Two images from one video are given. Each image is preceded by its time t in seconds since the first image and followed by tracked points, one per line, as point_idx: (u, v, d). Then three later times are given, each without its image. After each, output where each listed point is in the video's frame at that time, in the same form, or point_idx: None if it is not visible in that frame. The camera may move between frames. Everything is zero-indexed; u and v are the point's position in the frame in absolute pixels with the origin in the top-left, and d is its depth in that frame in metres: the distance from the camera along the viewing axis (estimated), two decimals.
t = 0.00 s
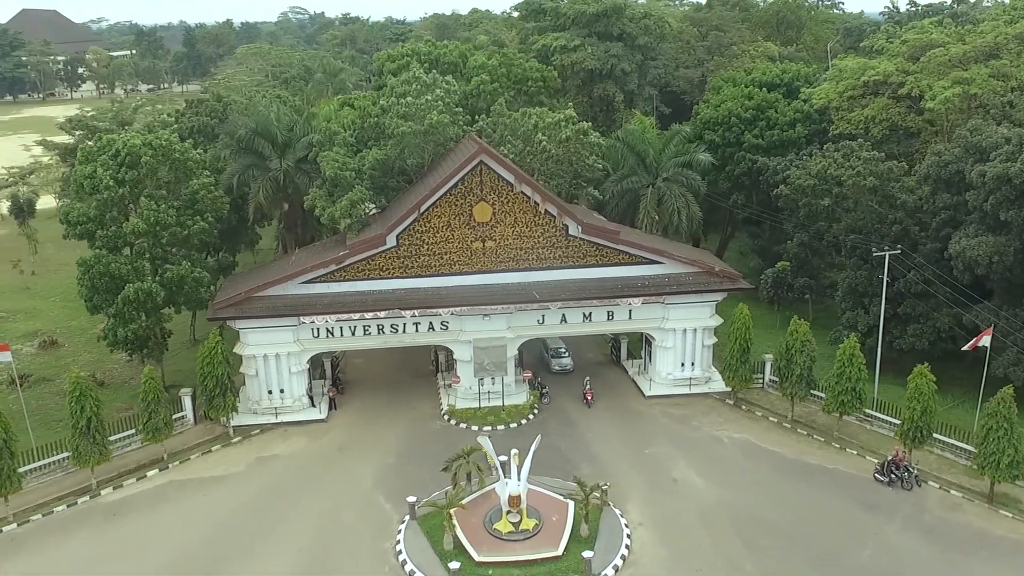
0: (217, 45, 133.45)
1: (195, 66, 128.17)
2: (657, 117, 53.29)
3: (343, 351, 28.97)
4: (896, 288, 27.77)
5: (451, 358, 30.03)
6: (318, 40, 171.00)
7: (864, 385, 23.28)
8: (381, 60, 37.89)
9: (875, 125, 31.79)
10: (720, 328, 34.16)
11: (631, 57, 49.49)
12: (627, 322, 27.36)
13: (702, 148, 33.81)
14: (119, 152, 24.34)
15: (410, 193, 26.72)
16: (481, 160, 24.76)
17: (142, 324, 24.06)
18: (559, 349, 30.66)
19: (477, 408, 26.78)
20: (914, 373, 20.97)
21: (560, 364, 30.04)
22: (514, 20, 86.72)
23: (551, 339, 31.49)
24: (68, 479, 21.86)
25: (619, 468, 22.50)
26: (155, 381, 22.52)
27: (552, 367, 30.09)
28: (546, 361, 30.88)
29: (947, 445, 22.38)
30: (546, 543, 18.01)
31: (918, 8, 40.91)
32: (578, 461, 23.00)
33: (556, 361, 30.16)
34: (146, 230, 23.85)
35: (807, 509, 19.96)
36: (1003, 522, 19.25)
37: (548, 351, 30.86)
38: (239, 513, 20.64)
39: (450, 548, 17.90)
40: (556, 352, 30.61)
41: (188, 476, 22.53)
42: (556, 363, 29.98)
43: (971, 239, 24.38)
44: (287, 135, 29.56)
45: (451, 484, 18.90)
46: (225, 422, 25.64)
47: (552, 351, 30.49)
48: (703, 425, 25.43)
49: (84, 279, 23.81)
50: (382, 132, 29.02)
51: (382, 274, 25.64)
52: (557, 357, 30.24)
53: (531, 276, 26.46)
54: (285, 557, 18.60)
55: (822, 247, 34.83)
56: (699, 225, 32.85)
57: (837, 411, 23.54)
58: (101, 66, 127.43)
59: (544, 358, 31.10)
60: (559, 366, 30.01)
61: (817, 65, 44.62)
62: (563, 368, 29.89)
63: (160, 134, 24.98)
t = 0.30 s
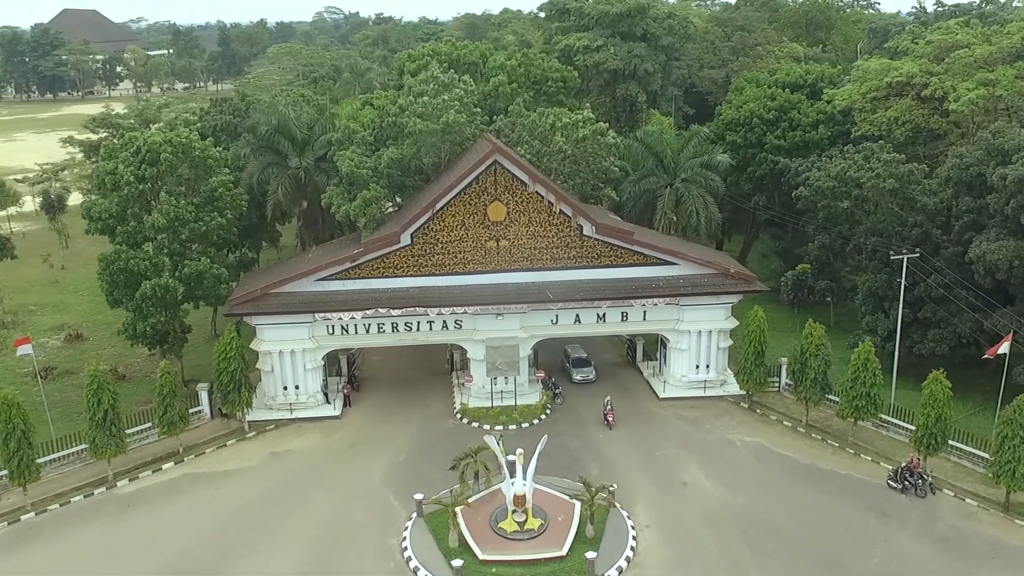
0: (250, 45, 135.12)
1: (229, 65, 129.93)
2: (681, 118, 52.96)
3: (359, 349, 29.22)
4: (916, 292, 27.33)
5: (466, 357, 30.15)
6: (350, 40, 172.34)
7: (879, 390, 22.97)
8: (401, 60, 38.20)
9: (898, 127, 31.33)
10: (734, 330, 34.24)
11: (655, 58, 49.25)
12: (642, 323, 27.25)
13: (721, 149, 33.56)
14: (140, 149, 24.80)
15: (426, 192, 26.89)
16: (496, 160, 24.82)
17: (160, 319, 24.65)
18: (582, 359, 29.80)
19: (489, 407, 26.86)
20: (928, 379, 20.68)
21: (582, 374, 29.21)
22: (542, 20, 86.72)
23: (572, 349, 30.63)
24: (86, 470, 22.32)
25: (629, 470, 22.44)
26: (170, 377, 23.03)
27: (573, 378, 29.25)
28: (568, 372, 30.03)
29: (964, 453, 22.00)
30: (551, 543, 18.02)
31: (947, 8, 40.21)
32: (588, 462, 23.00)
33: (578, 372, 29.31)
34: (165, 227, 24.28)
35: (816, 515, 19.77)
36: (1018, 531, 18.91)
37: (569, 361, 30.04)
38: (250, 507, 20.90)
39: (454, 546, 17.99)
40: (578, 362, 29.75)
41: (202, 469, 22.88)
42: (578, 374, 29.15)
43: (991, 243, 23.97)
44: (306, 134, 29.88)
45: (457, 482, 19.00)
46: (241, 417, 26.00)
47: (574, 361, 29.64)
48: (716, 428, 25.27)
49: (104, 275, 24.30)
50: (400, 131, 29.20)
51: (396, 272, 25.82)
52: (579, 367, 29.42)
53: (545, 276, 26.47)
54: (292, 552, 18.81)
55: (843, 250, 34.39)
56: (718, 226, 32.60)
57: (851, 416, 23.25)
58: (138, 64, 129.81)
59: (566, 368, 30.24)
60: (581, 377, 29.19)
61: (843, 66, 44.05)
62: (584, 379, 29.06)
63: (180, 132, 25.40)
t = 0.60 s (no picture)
0: (280, 44, 136.45)
1: (260, 64, 131.52)
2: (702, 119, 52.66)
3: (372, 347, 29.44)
4: (935, 296, 26.91)
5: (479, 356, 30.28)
6: (379, 39, 173.65)
7: (892, 395, 22.69)
8: (419, 60, 38.55)
9: (918, 129, 30.92)
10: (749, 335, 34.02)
11: (676, 58, 48.99)
12: (654, 325, 27.15)
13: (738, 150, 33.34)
14: (158, 147, 25.22)
15: (440, 192, 27.01)
16: (508, 160, 24.88)
17: (175, 315, 25.04)
18: (602, 369, 28.74)
19: (499, 406, 26.93)
20: (941, 386, 20.36)
21: (602, 385, 28.18)
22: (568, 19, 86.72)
23: (591, 358, 29.57)
24: (100, 462, 22.75)
25: (636, 472, 22.40)
26: (184, 373, 23.43)
27: (592, 388, 28.23)
28: (587, 382, 28.98)
29: (978, 460, 21.68)
30: (553, 543, 18.06)
31: (973, 8, 39.52)
32: (595, 463, 23.01)
33: (598, 382, 28.28)
34: (181, 224, 24.67)
35: (823, 521, 19.59)
36: None
37: (588, 370, 29.07)
38: (259, 502, 21.16)
39: (457, 544, 18.08)
40: (598, 372, 28.69)
41: (213, 464, 23.22)
42: (598, 384, 28.13)
43: (1010, 248, 23.60)
44: (322, 134, 30.18)
45: (462, 481, 19.08)
46: (254, 413, 26.33)
47: (594, 371, 28.60)
48: (727, 431, 25.12)
49: (122, 271, 24.74)
50: (414, 131, 29.36)
51: (408, 271, 25.98)
52: (599, 378, 28.41)
53: (557, 277, 26.47)
54: (298, 547, 19.01)
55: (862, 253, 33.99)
56: (734, 228, 32.37)
57: (863, 421, 22.98)
58: (170, 63, 131.97)
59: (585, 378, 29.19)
60: (600, 388, 28.17)
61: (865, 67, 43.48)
62: (603, 391, 28.06)
63: (198, 130, 25.79)
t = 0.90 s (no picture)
0: (307, 44, 137.67)
1: (288, 64, 132.85)
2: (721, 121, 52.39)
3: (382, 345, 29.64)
4: (949, 301, 26.57)
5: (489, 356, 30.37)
6: (406, 39, 174.76)
7: (900, 401, 22.44)
8: (434, 61, 38.95)
9: (935, 132, 30.55)
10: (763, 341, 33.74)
11: (695, 59, 48.74)
12: (663, 327, 27.07)
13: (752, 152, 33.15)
14: (172, 146, 25.62)
15: (450, 192, 27.14)
16: (517, 161, 24.95)
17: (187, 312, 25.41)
18: (619, 381, 27.68)
19: (507, 406, 27.00)
20: (949, 392, 20.12)
21: (618, 398, 27.13)
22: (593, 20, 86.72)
23: (607, 369, 28.53)
24: (111, 456, 23.15)
25: (640, 474, 22.38)
26: (195, 368, 23.83)
27: (608, 401, 27.19)
28: (602, 394, 27.92)
29: (988, 468, 21.40)
30: (552, 544, 18.10)
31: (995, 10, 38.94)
32: (599, 465, 23.04)
33: (614, 395, 27.22)
34: (193, 222, 25.03)
35: (826, 526, 19.45)
36: None
37: (603, 382, 28.04)
38: (264, 497, 21.42)
39: (457, 543, 18.19)
40: (615, 385, 27.63)
41: (222, 459, 23.53)
42: (614, 397, 27.09)
43: None
44: (335, 134, 30.46)
45: (463, 481, 19.18)
46: (264, 409, 26.64)
47: (610, 384, 27.58)
48: (734, 435, 24.98)
49: (135, 268, 25.16)
50: (426, 131, 29.53)
51: (417, 271, 26.14)
52: (615, 390, 27.38)
53: (565, 278, 26.48)
54: (300, 542, 19.22)
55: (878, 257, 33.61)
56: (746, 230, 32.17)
57: (871, 427, 22.75)
58: (200, 63, 133.74)
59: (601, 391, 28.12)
60: (616, 401, 27.13)
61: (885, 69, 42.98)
62: (619, 403, 27.03)
63: (212, 130, 26.17)
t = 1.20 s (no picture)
0: (335, 43, 138.90)
1: (316, 64, 134.00)
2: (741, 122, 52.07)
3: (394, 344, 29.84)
4: (965, 307, 26.23)
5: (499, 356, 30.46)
6: (433, 39, 175.50)
7: (910, 407, 22.18)
8: (450, 62, 39.19)
9: (953, 134, 30.16)
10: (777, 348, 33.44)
11: (713, 60, 48.46)
12: (672, 330, 26.97)
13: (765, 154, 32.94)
14: (187, 145, 26.01)
15: (460, 192, 27.26)
16: (526, 162, 24.99)
17: (200, 309, 25.80)
18: (636, 394, 26.56)
19: (515, 407, 27.07)
20: (958, 399, 19.92)
21: (635, 411, 26.01)
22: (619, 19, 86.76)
23: (623, 381, 27.44)
24: (124, 450, 23.58)
25: (645, 477, 22.35)
26: (206, 365, 24.02)
27: (624, 414, 26.09)
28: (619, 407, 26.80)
29: (999, 475, 21.10)
30: (552, 545, 18.16)
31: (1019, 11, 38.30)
32: (605, 467, 23.05)
33: (630, 408, 26.10)
34: (206, 220, 25.40)
35: (829, 533, 19.31)
36: None
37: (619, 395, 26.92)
38: (271, 493, 21.69)
39: (457, 542, 18.31)
40: (632, 398, 26.51)
41: (231, 455, 23.86)
42: (630, 409, 26.01)
43: None
44: (349, 134, 30.73)
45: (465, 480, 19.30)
46: (275, 406, 26.94)
47: (626, 396, 26.50)
48: (742, 438, 24.86)
49: (150, 265, 25.65)
50: (438, 132, 29.71)
51: (427, 271, 26.29)
52: (631, 402, 26.28)
53: (574, 279, 26.48)
54: (303, 538, 19.45)
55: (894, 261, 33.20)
56: (760, 233, 31.97)
57: (880, 432, 22.52)
58: (229, 62, 135.41)
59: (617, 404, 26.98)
60: (632, 414, 26.02)
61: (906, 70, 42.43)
62: (636, 416, 25.94)
63: (225, 129, 26.52)
